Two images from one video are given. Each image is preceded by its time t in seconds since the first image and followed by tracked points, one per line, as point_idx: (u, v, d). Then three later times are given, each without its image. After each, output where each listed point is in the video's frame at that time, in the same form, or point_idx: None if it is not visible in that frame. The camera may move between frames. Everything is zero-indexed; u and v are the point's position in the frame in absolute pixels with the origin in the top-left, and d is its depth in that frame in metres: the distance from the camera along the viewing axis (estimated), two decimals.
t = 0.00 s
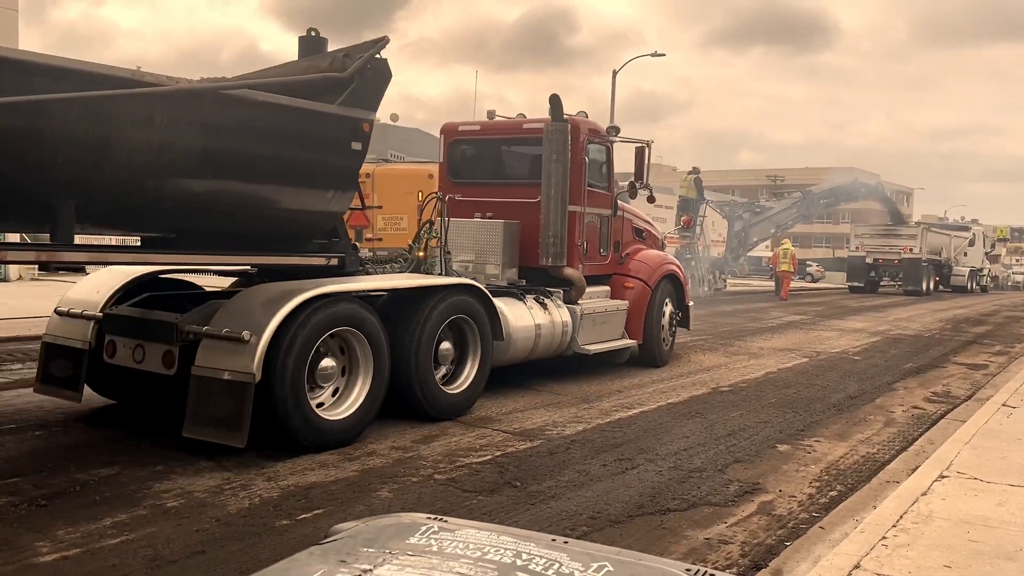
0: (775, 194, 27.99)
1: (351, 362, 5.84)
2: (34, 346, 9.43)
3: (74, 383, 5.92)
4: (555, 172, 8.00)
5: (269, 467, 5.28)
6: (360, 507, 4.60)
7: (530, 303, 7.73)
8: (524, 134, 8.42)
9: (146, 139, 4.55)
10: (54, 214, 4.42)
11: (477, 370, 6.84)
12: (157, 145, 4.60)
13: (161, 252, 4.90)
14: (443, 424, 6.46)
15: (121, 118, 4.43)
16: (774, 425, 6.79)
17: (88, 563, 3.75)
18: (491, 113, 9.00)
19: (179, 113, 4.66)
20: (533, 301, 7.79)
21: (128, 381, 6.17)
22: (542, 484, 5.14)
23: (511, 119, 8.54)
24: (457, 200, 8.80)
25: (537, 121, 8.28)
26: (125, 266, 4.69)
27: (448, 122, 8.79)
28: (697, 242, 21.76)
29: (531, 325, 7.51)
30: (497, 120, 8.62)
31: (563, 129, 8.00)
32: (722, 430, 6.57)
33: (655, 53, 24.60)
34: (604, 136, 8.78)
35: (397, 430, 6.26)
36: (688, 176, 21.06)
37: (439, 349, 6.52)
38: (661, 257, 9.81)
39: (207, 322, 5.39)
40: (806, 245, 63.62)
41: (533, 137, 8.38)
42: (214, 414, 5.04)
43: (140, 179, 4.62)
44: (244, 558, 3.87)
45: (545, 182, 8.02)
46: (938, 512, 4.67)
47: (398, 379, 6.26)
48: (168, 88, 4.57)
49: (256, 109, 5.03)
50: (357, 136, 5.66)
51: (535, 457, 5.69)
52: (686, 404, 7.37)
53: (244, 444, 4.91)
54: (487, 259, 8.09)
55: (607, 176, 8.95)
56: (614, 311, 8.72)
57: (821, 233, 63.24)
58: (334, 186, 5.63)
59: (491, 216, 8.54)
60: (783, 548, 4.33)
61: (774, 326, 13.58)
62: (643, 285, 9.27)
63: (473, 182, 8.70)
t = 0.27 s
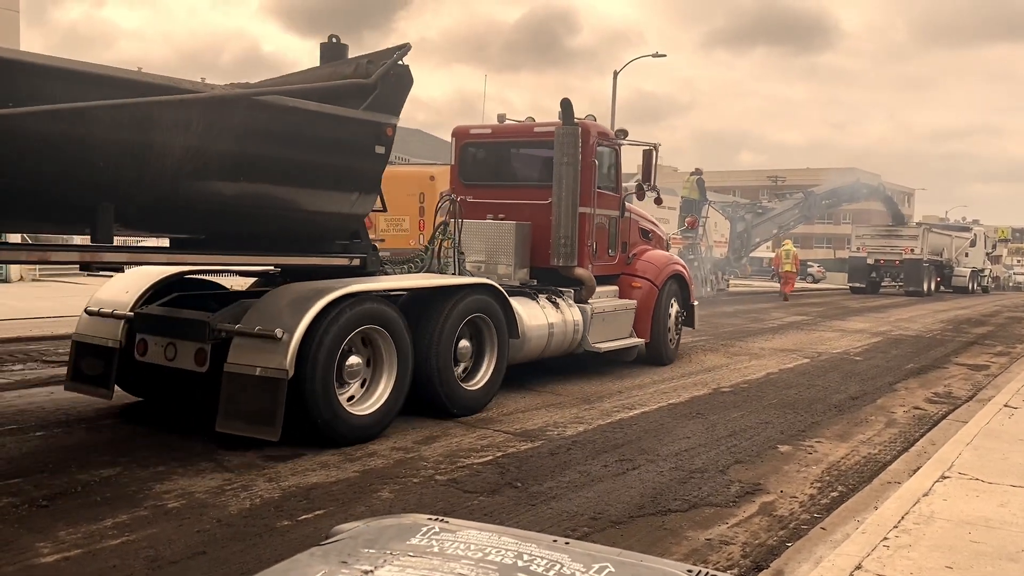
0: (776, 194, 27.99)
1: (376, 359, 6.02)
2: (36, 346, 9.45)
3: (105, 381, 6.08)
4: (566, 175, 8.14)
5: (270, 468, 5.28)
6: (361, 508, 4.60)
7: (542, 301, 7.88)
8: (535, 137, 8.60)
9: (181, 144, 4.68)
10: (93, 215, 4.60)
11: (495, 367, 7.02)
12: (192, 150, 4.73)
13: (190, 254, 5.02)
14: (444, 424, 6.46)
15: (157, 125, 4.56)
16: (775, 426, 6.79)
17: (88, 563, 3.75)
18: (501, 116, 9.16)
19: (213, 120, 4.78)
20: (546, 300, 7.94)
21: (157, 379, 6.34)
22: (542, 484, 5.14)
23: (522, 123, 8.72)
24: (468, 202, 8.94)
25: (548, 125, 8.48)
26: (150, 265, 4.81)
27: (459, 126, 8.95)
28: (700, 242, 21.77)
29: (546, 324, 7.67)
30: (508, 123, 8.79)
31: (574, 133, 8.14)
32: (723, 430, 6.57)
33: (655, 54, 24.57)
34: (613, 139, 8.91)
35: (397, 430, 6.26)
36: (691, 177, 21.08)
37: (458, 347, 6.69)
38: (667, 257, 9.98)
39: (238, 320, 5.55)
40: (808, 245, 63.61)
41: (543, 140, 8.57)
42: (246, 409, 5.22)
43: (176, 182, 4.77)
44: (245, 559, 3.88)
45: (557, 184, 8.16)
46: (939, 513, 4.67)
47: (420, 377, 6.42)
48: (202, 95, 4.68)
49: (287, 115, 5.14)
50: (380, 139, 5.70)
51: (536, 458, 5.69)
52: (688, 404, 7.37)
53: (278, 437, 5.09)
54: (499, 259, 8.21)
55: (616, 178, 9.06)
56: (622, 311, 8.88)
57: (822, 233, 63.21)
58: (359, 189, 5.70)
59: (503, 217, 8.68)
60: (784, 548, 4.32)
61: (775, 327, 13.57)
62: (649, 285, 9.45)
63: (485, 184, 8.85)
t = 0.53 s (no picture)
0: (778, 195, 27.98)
1: (398, 356, 6.19)
2: (39, 347, 9.46)
3: (133, 378, 6.26)
4: (577, 177, 8.25)
5: (271, 468, 5.28)
6: (362, 509, 4.60)
7: (553, 301, 8.02)
8: (545, 140, 8.71)
9: (215, 149, 4.90)
10: (131, 217, 4.82)
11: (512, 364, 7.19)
12: (225, 154, 4.96)
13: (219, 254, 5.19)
14: (445, 425, 6.47)
15: (191, 130, 4.77)
16: (776, 426, 6.79)
17: (89, 564, 3.76)
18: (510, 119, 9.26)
19: (245, 125, 5.00)
20: (557, 300, 8.09)
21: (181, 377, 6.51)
22: (544, 485, 5.13)
23: (532, 126, 8.82)
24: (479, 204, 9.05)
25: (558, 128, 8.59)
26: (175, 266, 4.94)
27: (469, 128, 9.05)
28: (703, 243, 21.76)
29: (557, 323, 7.84)
30: (517, 126, 8.90)
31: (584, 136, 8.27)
32: (725, 430, 6.57)
33: (657, 54, 24.55)
34: (620, 142, 9.03)
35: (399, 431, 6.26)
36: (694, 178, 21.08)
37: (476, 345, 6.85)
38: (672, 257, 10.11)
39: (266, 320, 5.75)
40: (809, 246, 63.57)
41: (553, 143, 8.68)
42: (276, 404, 5.39)
43: (209, 185, 4.99)
44: (246, 559, 3.88)
45: (567, 186, 8.29)
46: (941, 513, 4.66)
47: (439, 374, 6.57)
48: (232, 100, 4.90)
49: (314, 120, 5.37)
50: (402, 143, 5.95)
51: (538, 458, 5.69)
52: (689, 404, 7.37)
53: (310, 432, 5.26)
54: (511, 261, 8.31)
55: (622, 179, 9.21)
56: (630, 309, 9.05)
57: (823, 234, 63.16)
58: (383, 191, 5.96)
59: (514, 219, 8.81)
60: (786, 548, 4.32)
61: (776, 327, 13.56)
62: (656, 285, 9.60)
63: (495, 186, 8.96)
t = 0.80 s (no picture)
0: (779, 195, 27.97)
1: (420, 354, 6.35)
2: (42, 347, 9.48)
3: (162, 375, 6.47)
4: (588, 178, 8.32)
5: (274, 468, 5.29)
6: (364, 509, 4.61)
7: (567, 300, 8.17)
8: (556, 143, 8.82)
9: (249, 153, 5.13)
10: (167, 218, 5.05)
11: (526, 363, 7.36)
12: (257, 158, 5.18)
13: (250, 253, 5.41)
14: (446, 425, 6.47)
15: (226, 135, 4.98)
16: (778, 426, 6.78)
17: (92, 564, 3.76)
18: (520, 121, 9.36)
19: (276, 130, 5.23)
20: (570, 299, 8.25)
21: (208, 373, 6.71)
22: (545, 485, 5.13)
23: (543, 128, 8.94)
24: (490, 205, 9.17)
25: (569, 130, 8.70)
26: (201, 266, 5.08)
27: (481, 131, 9.16)
28: (707, 243, 21.75)
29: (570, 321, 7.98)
30: (529, 128, 9.02)
31: (595, 138, 8.29)
32: (727, 430, 6.57)
33: (658, 54, 24.49)
34: (628, 144, 9.14)
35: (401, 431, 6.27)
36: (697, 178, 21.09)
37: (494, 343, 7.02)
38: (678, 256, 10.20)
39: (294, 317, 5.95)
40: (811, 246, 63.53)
41: (564, 146, 8.80)
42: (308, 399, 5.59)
43: (243, 187, 5.23)
44: (249, 559, 3.88)
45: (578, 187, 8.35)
46: (943, 513, 4.65)
47: (458, 370, 6.73)
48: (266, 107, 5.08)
49: (342, 125, 5.59)
50: (424, 147, 6.15)
51: (540, 458, 5.69)
52: (691, 404, 7.37)
53: (339, 427, 5.45)
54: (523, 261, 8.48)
55: (629, 179, 9.28)
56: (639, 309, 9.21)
57: (825, 233, 63.13)
58: (406, 193, 6.21)
59: (526, 220, 8.96)
60: (788, 549, 4.32)
61: (778, 327, 13.56)
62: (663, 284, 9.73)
63: (506, 187, 9.09)
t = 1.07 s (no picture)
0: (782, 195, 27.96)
1: (442, 351, 6.53)
2: (45, 347, 9.50)
3: (189, 372, 6.61)
4: (599, 180, 8.50)
5: (277, 468, 5.30)
6: (367, 509, 4.61)
7: (580, 299, 8.33)
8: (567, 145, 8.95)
9: (279, 158, 5.23)
10: (201, 222, 5.14)
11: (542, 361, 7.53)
12: (287, 162, 5.28)
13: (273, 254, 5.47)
14: (449, 425, 6.48)
15: (258, 139, 5.08)
16: (781, 426, 6.78)
17: (96, 565, 3.76)
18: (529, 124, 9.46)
19: (306, 134, 5.32)
20: (582, 297, 8.40)
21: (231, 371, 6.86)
22: (549, 485, 5.13)
23: (554, 131, 9.06)
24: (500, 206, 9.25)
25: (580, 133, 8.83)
26: (215, 267, 5.13)
27: (491, 134, 9.29)
28: (711, 242, 21.74)
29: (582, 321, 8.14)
30: (539, 131, 9.13)
31: (605, 141, 8.49)
32: (730, 430, 6.57)
33: (661, 53, 24.41)
34: (638, 146, 9.26)
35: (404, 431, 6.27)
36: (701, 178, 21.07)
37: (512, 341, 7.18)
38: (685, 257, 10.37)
39: (321, 316, 6.11)
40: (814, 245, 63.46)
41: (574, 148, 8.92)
42: (337, 396, 5.75)
43: (273, 191, 5.31)
44: (253, 559, 3.89)
45: (588, 190, 8.53)
46: (947, 514, 4.64)
47: (477, 367, 6.89)
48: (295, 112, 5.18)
49: (369, 129, 5.69)
50: (445, 150, 6.28)
51: (542, 458, 5.69)
52: (694, 404, 7.37)
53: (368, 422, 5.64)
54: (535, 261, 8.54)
55: (639, 181, 9.43)
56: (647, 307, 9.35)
57: (828, 233, 63.07)
58: (426, 196, 6.29)
59: (537, 220, 9.06)
60: (791, 549, 4.32)
61: (781, 327, 13.54)
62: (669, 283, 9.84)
63: (516, 189, 9.20)
